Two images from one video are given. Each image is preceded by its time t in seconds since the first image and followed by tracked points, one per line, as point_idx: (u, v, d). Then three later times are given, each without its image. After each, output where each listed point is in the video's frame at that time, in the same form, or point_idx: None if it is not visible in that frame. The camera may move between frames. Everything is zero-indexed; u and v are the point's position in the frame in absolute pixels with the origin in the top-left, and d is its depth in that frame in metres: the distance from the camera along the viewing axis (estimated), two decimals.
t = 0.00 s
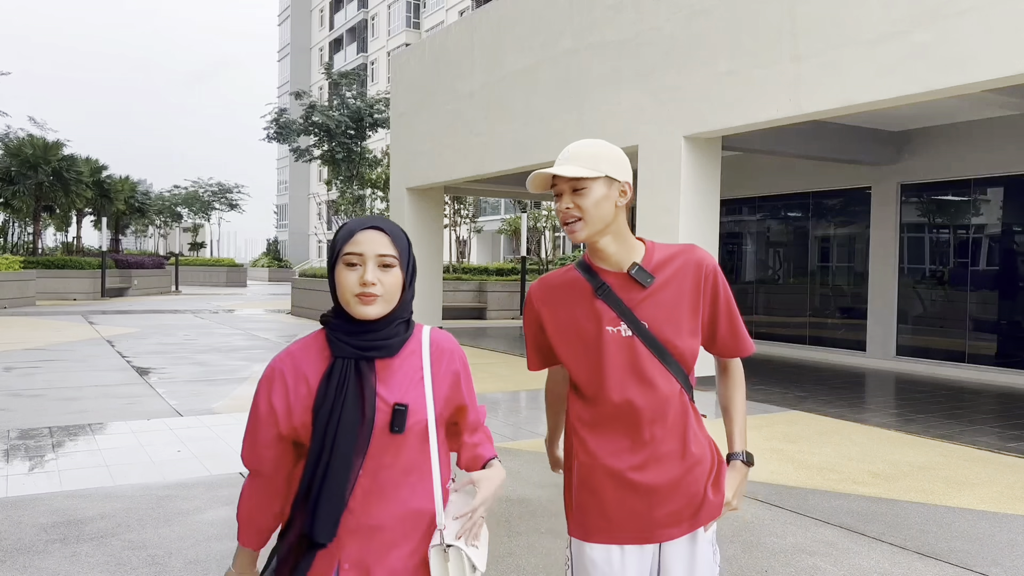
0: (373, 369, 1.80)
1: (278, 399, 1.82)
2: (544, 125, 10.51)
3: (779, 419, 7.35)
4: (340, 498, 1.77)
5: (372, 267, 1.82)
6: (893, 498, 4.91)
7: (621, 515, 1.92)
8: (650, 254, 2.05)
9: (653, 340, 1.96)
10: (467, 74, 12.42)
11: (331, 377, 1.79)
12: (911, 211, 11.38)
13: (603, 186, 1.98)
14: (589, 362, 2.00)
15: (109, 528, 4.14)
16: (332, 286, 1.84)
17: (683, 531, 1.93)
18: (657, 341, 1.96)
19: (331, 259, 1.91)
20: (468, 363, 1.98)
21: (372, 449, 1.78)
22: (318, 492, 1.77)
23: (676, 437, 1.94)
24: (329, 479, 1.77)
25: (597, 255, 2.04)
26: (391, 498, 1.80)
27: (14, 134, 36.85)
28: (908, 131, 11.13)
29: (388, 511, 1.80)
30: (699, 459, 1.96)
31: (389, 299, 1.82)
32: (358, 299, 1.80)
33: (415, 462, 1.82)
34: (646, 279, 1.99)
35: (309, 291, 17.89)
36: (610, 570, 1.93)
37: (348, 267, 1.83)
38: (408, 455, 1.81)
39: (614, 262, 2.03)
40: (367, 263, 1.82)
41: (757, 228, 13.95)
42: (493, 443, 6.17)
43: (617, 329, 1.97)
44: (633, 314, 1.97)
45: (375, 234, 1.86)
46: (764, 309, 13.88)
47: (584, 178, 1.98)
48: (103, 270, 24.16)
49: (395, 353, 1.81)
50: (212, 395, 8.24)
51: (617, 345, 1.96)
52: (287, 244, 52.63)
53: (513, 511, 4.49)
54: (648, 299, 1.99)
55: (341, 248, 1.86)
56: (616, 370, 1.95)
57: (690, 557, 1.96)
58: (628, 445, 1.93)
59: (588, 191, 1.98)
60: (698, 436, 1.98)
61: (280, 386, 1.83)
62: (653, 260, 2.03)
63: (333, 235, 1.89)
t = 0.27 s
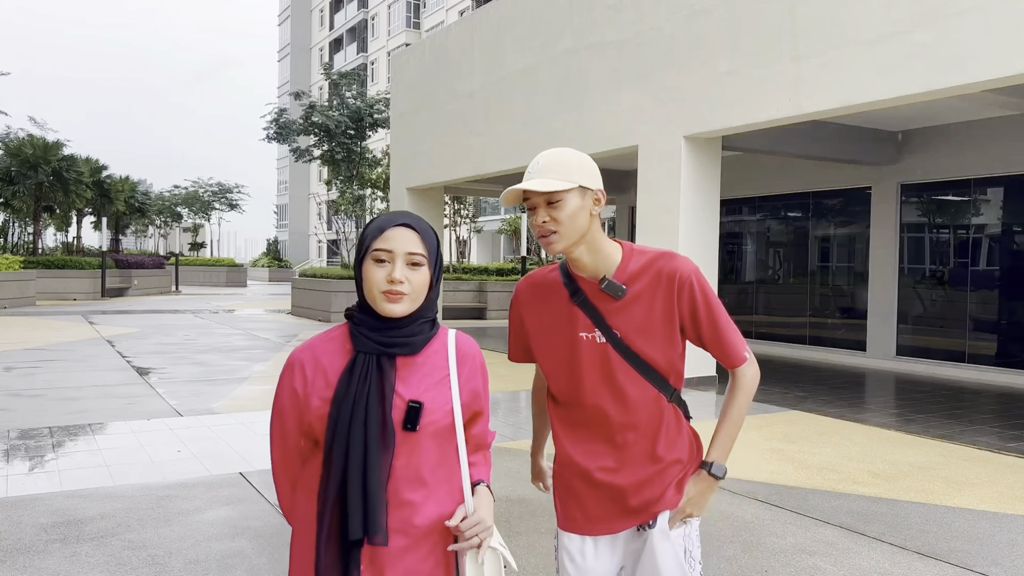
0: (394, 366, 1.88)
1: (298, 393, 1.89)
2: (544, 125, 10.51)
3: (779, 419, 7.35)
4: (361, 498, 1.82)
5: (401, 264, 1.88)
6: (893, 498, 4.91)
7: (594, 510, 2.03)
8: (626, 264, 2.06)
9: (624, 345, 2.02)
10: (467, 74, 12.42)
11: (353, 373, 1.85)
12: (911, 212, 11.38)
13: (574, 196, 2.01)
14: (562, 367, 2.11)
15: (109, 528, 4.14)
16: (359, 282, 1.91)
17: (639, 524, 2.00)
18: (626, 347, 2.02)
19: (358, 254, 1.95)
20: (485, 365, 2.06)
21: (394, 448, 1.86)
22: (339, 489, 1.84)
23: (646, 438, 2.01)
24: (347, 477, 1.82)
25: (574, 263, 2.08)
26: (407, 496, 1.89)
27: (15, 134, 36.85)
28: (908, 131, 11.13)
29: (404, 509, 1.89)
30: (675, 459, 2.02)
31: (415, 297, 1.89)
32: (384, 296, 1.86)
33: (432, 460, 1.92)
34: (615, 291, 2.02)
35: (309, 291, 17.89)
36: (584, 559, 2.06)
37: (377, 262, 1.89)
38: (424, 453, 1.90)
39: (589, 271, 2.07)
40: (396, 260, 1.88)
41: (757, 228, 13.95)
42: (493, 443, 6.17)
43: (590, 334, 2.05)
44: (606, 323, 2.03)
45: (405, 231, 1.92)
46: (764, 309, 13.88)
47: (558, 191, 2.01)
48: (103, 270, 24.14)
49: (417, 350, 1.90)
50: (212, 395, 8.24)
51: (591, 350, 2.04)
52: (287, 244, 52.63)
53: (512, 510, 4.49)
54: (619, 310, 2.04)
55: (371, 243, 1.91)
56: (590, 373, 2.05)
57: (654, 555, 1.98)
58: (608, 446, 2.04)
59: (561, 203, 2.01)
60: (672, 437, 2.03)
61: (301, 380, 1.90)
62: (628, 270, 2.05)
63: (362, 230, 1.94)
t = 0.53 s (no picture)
0: (413, 373, 1.89)
1: (315, 397, 1.89)
2: (544, 125, 10.51)
3: (779, 419, 7.35)
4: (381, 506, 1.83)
5: (425, 271, 1.89)
6: (893, 498, 4.90)
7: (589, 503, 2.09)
8: (615, 267, 2.07)
9: (623, 346, 2.04)
10: (467, 74, 12.42)
11: (374, 381, 1.85)
12: (911, 212, 11.38)
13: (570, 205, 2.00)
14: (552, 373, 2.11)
15: (109, 528, 4.14)
16: (381, 286, 1.91)
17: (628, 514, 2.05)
18: (629, 348, 2.05)
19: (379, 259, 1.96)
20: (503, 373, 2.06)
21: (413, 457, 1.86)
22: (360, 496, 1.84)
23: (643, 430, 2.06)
24: (368, 485, 1.83)
25: (565, 273, 2.07)
26: (424, 505, 1.90)
27: (15, 134, 36.91)
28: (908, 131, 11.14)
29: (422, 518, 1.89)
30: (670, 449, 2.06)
31: (436, 305, 1.90)
32: (408, 303, 1.87)
33: (449, 469, 1.92)
34: (611, 295, 2.04)
35: (309, 291, 17.89)
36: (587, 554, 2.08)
37: (399, 268, 1.90)
38: (441, 462, 1.91)
39: (582, 279, 2.07)
40: (420, 268, 1.89)
41: (757, 228, 13.95)
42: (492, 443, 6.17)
43: (588, 339, 2.06)
44: (603, 326, 2.05)
45: (429, 237, 1.92)
46: (764, 309, 13.88)
47: (554, 201, 1.99)
48: (103, 270, 24.15)
49: (438, 358, 1.90)
50: (212, 395, 8.24)
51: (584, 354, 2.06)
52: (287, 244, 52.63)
53: (512, 510, 4.49)
54: (613, 312, 2.06)
55: (392, 250, 1.92)
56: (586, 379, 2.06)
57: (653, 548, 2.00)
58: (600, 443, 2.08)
59: (559, 213, 2.00)
60: (671, 423, 2.10)
61: (320, 384, 1.89)
62: (618, 273, 2.07)
63: (385, 234, 1.94)
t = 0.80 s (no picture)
0: (417, 372, 1.88)
1: (317, 397, 1.89)
2: (544, 124, 10.51)
3: (779, 419, 7.35)
4: (391, 503, 1.84)
5: (428, 272, 1.89)
6: (893, 498, 4.90)
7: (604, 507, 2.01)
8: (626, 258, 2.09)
9: (635, 340, 2.03)
10: (467, 74, 12.42)
11: (379, 379, 1.85)
12: (911, 212, 11.38)
13: (595, 197, 2.02)
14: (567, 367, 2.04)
15: (109, 528, 4.14)
16: (384, 286, 1.90)
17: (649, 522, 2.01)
18: (637, 341, 2.04)
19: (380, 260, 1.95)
20: (504, 375, 2.06)
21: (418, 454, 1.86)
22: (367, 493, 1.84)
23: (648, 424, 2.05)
24: (374, 482, 1.83)
25: (580, 266, 2.07)
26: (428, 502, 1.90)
27: (15, 134, 36.93)
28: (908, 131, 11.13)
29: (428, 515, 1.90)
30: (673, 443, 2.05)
31: (440, 304, 1.91)
32: (411, 303, 1.87)
33: (452, 467, 1.92)
34: (626, 286, 2.05)
35: (309, 291, 17.89)
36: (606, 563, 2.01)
37: (403, 268, 1.89)
38: (444, 459, 1.91)
39: (599, 272, 2.07)
40: (423, 268, 1.89)
41: (757, 228, 13.95)
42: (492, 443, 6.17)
43: (601, 333, 2.04)
44: (616, 320, 2.04)
45: (434, 238, 1.93)
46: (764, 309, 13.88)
47: (580, 194, 2.00)
48: (104, 270, 24.14)
49: (441, 357, 1.90)
50: (212, 395, 8.25)
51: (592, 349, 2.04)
52: (287, 244, 52.64)
53: (512, 510, 4.49)
54: (625, 303, 2.06)
55: (396, 250, 1.91)
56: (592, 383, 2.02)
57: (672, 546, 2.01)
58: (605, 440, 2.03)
59: (585, 205, 2.01)
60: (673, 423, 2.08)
61: (323, 384, 1.89)
62: (629, 265, 2.08)
63: (387, 234, 1.93)
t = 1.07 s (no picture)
0: (410, 368, 1.89)
1: (313, 399, 1.90)
2: (544, 124, 10.51)
3: (779, 419, 7.34)
4: (387, 498, 1.84)
5: (418, 269, 1.88)
6: (893, 499, 4.90)
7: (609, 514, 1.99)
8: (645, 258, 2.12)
9: (645, 338, 2.03)
10: (467, 74, 12.41)
11: (371, 377, 1.85)
12: (911, 212, 11.38)
13: (633, 194, 2.02)
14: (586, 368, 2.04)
15: (109, 528, 4.14)
16: (377, 283, 1.91)
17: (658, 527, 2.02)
18: (647, 340, 2.04)
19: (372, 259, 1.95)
20: (499, 373, 2.06)
21: (413, 450, 1.86)
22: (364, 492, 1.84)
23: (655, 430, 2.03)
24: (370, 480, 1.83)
25: (604, 262, 2.07)
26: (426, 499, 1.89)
27: (15, 134, 36.92)
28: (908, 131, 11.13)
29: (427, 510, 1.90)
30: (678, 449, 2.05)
31: (430, 302, 1.91)
32: (402, 301, 1.87)
33: (448, 463, 1.92)
34: (644, 284, 2.06)
35: (309, 291, 17.88)
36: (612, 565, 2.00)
37: (394, 266, 1.89)
38: (440, 455, 1.90)
39: (621, 267, 2.08)
40: (413, 265, 1.88)
41: (757, 228, 13.94)
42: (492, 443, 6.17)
43: (615, 330, 2.03)
44: (630, 317, 2.03)
45: (424, 236, 1.92)
46: (764, 309, 13.87)
47: (621, 189, 2.00)
48: (104, 269, 24.13)
49: (433, 353, 1.91)
50: (212, 395, 8.25)
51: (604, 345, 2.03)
52: (287, 244, 52.63)
53: (512, 510, 4.49)
54: (641, 301, 2.06)
55: (387, 247, 1.91)
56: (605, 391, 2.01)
57: (679, 552, 2.03)
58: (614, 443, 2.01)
59: (623, 200, 2.01)
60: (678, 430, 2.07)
61: (317, 386, 1.90)
62: (647, 264, 2.10)
63: (380, 232, 1.93)
